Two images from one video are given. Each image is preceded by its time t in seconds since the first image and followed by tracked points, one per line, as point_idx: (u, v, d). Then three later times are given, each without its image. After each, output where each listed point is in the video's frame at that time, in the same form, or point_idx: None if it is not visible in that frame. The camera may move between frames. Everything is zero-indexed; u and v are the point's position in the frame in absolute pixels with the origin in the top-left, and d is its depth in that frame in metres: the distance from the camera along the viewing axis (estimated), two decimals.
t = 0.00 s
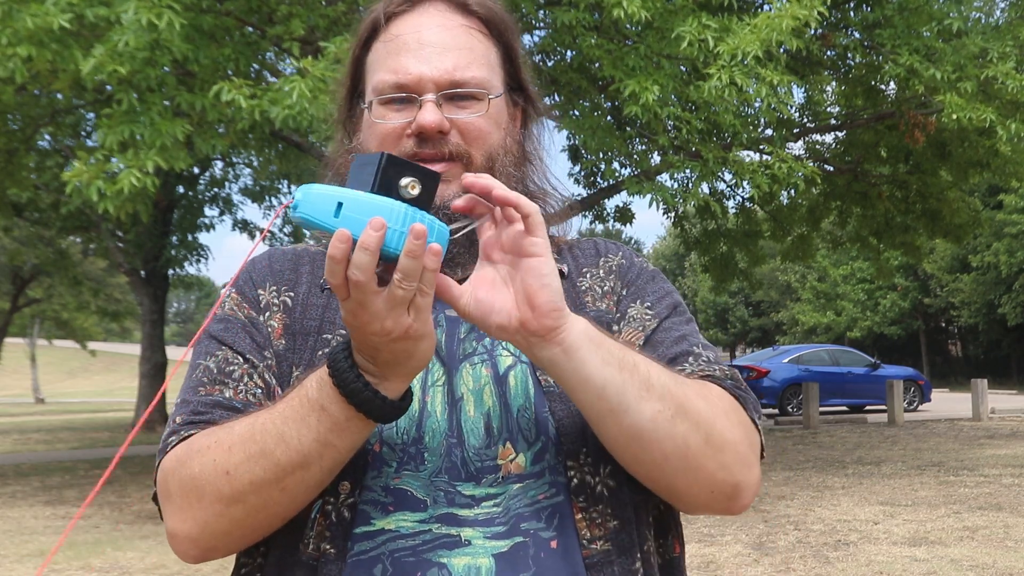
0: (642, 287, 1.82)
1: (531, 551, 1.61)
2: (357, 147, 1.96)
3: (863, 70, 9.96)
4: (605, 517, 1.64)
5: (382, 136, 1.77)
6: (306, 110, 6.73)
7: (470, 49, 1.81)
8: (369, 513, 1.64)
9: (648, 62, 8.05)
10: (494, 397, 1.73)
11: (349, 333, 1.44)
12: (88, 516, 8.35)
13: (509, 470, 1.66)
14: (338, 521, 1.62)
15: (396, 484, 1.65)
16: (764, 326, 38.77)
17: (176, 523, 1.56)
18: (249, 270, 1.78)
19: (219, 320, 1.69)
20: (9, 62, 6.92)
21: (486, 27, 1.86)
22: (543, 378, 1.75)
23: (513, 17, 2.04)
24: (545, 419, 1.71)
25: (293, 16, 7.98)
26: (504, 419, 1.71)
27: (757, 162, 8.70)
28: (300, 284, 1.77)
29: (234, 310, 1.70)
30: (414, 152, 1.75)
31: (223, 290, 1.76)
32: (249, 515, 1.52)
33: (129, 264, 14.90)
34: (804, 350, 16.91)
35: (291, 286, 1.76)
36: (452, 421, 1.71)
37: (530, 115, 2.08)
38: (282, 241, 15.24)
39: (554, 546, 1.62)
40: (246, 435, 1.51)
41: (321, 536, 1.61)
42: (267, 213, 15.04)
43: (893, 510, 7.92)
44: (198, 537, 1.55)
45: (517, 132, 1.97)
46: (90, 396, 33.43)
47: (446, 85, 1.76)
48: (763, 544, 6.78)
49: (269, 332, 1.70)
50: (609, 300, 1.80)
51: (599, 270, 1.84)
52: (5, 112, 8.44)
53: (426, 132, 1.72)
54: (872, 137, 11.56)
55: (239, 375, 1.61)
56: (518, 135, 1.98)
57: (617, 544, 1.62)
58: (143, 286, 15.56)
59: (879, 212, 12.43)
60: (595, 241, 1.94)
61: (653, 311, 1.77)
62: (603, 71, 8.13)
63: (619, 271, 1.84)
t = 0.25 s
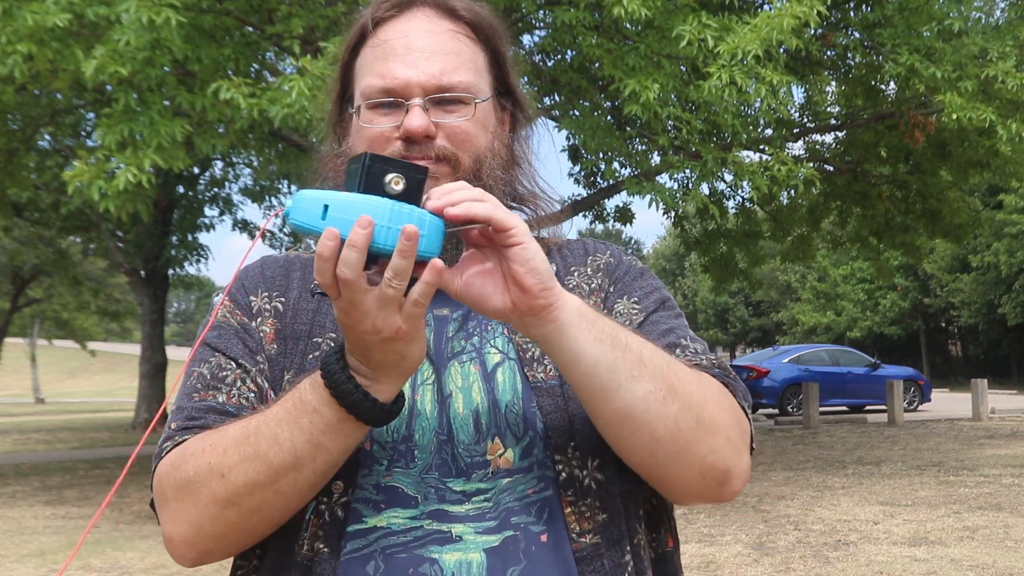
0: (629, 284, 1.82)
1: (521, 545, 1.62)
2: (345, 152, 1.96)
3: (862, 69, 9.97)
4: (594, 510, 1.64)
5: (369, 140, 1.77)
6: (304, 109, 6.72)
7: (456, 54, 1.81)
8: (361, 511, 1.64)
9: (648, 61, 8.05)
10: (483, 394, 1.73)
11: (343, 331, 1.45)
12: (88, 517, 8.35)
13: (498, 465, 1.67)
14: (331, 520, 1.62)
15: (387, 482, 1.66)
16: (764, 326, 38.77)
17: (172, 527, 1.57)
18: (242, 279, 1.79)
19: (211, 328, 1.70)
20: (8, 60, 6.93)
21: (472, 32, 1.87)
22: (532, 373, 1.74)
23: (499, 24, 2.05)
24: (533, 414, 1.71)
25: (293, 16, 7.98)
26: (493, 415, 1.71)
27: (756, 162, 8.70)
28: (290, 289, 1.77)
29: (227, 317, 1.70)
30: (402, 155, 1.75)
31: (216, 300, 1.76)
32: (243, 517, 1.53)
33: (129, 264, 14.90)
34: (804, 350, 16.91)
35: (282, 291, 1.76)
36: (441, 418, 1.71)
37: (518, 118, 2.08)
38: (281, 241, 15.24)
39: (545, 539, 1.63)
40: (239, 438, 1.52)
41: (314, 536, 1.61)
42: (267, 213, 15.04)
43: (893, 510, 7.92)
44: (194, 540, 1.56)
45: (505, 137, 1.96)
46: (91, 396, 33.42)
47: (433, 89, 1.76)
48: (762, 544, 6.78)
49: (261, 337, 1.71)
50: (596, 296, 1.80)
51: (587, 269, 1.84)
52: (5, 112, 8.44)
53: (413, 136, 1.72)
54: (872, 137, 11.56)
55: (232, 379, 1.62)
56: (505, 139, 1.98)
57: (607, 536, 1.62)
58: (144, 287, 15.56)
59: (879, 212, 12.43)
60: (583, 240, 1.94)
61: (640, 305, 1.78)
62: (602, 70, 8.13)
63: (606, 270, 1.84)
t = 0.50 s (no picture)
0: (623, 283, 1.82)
1: (515, 541, 1.62)
2: (338, 156, 1.95)
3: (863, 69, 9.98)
4: (588, 505, 1.64)
5: (361, 144, 1.76)
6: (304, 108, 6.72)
7: (450, 59, 1.80)
8: (355, 512, 1.64)
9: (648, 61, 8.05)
10: (476, 393, 1.73)
11: (339, 345, 1.47)
12: (88, 517, 8.35)
13: (491, 462, 1.67)
14: (326, 522, 1.63)
15: (380, 482, 1.66)
16: (763, 326, 38.78)
17: (170, 536, 1.57)
18: (235, 285, 1.79)
19: (205, 334, 1.70)
20: (9, 60, 6.94)
21: (465, 37, 1.87)
22: (524, 371, 1.74)
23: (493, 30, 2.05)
24: (527, 412, 1.71)
25: (293, 16, 7.99)
26: (486, 414, 1.71)
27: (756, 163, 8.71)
28: (283, 295, 1.77)
29: (219, 325, 1.70)
30: (394, 160, 1.74)
31: (210, 305, 1.77)
32: (241, 527, 1.54)
33: (129, 264, 14.90)
34: (804, 350, 16.91)
35: (274, 298, 1.76)
36: (433, 418, 1.71)
37: (511, 123, 2.07)
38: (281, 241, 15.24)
39: (540, 535, 1.62)
40: (238, 449, 1.52)
41: (309, 537, 1.62)
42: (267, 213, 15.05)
43: (893, 510, 7.93)
44: (193, 550, 1.57)
45: (496, 142, 1.95)
46: (91, 396, 33.41)
47: (426, 93, 1.74)
48: (762, 544, 6.78)
49: (254, 343, 1.71)
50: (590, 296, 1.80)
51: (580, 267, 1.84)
52: (6, 112, 8.45)
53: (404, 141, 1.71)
54: (872, 137, 11.55)
55: (225, 388, 1.62)
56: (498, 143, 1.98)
57: (601, 531, 1.62)
58: (144, 287, 15.56)
59: (879, 212, 12.44)
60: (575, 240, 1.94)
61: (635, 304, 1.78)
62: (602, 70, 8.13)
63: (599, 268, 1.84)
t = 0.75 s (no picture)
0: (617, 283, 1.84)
1: (513, 538, 1.63)
2: (333, 157, 1.96)
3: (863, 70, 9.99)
4: (587, 501, 1.65)
5: (356, 144, 1.77)
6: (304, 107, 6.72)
7: (445, 61, 1.81)
8: (353, 513, 1.64)
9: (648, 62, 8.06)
10: (472, 392, 1.74)
11: (347, 353, 1.48)
12: (88, 516, 8.35)
13: (489, 460, 1.68)
14: (325, 524, 1.63)
15: (378, 482, 1.66)
16: (763, 326, 38.78)
17: (168, 539, 1.57)
18: (230, 289, 1.80)
19: (200, 337, 1.71)
20: (9, 60, 6.95)
21: (461, 41, 1.88)
22: (520, 369, 1.75)
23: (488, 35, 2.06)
24: (524, 410, 1.72)
25: (293, 16, 8.00)
26: (482, 412, 1.72)
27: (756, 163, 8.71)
28: (277, 299, 1.78)
29: (214, 328, 1.71)
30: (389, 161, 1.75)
31: (205, 308, 1.78)
32: (242, 533, 1.54)
33: (129, 264, 14.90)
34: (804, 350, 16.91)
35: (269, 301, 1.78)
36: (429, 416, 1.72)
37: (504, 126, 2.08)
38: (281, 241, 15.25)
39: (538, 532, 1.63)
40: (243, 455, 1.53)
41: (308, 539, 1.62)
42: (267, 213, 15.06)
43: (892, 510, 7.93)
44: (191, 555, 1.57)
45: (491, 145, 1.95)
46: (91, 396, 33.41)
47: (422, 95, 1.75)
48: (763, 544, 6.78)
49: (249, 346, 1.72)
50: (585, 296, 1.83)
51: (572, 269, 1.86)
52: (6, 112, 8.46)
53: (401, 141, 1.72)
54: (872, 137, 11.56)
55: (221, 391, 1.63)
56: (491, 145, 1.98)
57: (599, 526, 1.64)
58: (144, 287, 15.56)
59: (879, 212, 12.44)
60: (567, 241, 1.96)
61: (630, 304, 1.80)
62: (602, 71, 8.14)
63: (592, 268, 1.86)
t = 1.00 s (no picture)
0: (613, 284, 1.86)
1: (514, 539, 1.63)
2: (329, 159, 1.96)
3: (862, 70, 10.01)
4: (586, 500, 1.66)
5: (352, 146, 1.78)
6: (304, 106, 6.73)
7: (438, 60, 1.82)
8: (355, 518, 1.65)
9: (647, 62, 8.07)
10: (469, 393, 1.75)
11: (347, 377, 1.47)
12: (88, 517, 8.35)
13: (487, 462, 1.68)
14: (325, 532, 1.65)
15: (378, 487, 1.66)
16: (763, 326, 38.78)
17: (166, 549, 1.60)
18: (228, 295, 1.81)
19: (199, 344, 1.71)
20: (10, 60, 6.96)
21: (453, 40, 1.89)
22: (518, 370, 1.76)
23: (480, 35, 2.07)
24: (522, 410, 1.73)
25: (293, 16, 8.01)
26: (480, 413, 1.73)
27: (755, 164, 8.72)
28: (274, 305, 1.79)
29: (211, 335, 1.72)
30: (383, 161, 1.75)
31: (203, 314, 1.78)
32: (239, 549, 1.57)
33: (129, 264, 14.91)
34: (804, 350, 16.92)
35: (266, 308, 1.78)
36: (427, 418, 1.73)
37: (497, 125, 2.08)
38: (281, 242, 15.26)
39: (538, 531, 1.64)
40: (242, 476, 1.55)
41: (309, 546, 1.65)
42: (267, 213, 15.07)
43: (892, 510, 7.93)
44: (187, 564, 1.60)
45: (485, 145, 1.95)
46: (91, 396, 33.40)
47: (415, 95, 1.75)
48: (762, 544, 6.79)
49: (246, 353, 1.72)
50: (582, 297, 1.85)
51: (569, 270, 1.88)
52: (6, 112, 8.47)
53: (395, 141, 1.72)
54: (872, 137, 11.56)
55: (218, 401, 1.64)
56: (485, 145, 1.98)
57: (599, 525, 1.65)
58: (144, 287, 15.57)
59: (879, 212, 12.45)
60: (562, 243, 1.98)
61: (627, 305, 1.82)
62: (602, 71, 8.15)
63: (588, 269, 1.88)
